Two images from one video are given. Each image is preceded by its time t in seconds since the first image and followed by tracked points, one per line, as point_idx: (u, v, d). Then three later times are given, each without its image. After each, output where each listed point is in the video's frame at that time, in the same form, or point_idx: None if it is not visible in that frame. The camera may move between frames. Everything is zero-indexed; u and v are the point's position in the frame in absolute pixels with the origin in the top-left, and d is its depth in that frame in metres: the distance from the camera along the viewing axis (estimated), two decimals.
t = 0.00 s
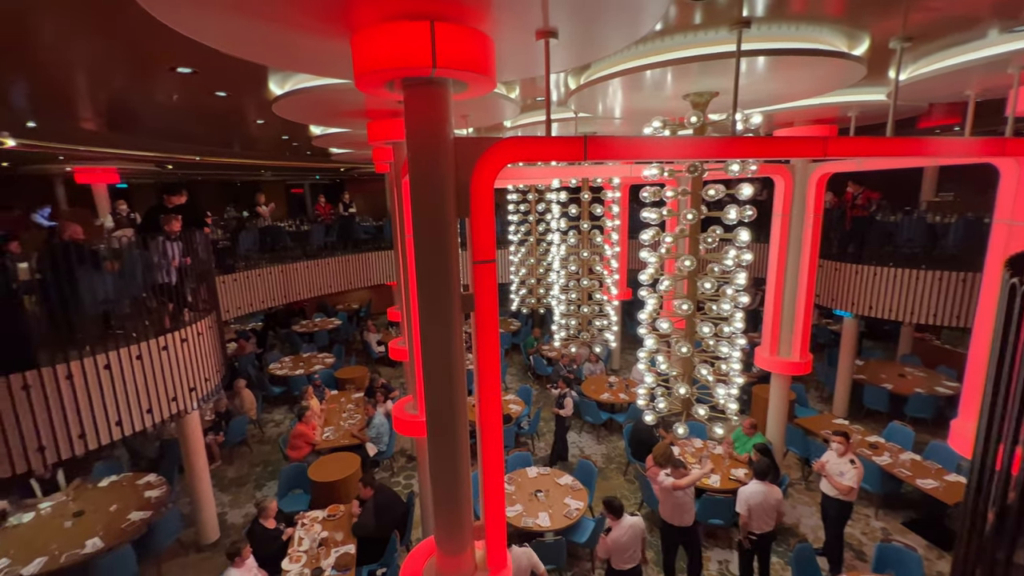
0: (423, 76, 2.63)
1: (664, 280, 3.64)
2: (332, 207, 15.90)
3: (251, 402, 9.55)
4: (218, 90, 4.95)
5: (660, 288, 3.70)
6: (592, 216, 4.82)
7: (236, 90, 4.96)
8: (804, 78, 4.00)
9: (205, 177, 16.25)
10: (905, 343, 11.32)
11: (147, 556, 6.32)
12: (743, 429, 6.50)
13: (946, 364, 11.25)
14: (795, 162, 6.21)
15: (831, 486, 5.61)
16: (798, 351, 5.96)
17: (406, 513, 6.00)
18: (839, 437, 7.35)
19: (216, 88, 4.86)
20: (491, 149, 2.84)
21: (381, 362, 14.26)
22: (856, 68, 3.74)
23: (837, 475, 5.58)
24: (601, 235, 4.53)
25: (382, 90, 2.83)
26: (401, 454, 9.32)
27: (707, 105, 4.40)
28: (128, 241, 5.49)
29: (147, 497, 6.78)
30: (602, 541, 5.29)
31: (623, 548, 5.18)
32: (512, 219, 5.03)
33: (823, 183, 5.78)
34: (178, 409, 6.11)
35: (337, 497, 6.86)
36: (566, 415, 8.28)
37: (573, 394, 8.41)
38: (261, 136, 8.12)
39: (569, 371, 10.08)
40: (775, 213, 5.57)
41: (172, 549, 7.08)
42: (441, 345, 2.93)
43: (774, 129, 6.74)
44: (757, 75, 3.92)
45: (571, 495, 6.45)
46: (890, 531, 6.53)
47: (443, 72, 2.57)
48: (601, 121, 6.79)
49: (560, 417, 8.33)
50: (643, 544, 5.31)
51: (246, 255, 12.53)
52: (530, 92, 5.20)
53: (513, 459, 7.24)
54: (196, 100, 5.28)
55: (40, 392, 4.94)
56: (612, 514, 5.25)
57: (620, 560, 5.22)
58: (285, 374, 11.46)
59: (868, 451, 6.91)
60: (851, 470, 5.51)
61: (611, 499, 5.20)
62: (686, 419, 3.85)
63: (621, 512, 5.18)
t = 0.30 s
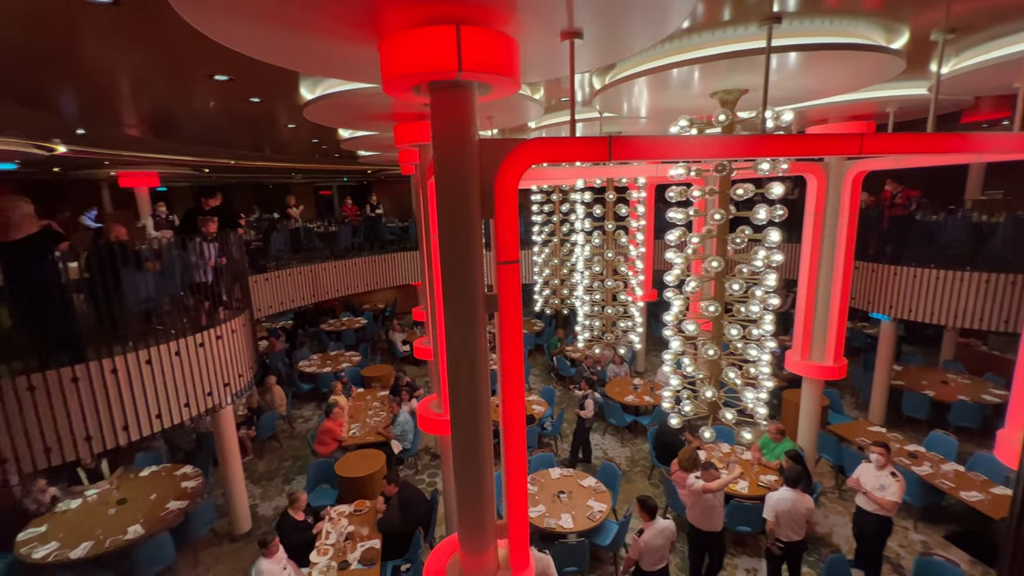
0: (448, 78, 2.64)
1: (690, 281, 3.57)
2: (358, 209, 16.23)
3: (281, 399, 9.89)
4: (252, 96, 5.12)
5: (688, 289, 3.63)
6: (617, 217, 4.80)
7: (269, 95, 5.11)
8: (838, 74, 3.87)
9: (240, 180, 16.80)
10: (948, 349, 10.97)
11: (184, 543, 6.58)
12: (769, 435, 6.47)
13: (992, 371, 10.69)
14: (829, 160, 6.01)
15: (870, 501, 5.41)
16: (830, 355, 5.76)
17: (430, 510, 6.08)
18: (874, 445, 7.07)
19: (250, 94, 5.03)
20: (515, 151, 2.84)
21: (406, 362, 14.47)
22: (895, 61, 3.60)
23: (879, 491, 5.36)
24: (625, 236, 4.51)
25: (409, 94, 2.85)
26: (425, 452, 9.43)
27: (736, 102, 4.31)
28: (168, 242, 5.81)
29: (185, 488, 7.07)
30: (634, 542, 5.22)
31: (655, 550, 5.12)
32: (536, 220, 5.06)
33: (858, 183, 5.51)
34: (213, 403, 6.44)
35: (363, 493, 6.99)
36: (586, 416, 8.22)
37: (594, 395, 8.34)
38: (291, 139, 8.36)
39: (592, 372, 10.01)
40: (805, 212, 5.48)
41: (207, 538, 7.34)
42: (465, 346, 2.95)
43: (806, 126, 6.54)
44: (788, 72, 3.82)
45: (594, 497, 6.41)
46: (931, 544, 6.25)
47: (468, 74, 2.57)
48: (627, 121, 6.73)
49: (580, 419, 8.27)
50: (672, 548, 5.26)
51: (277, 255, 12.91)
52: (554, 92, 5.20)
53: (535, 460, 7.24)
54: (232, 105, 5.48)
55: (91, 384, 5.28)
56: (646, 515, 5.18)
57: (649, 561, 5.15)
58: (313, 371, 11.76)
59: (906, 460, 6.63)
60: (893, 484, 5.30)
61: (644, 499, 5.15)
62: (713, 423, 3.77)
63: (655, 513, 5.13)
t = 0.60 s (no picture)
0: (477, 81, 2.62)
1: (722, 282, 3.47)
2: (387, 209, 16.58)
3: (314, 393, 10.23)
4: (289, 101, 5.29)
5: (719, 290, 3.50)
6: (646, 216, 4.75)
7: (305, 99, 5.27)
8: (881, 66, 3.70)
9: (277, 180, 17.34)
10: (1000, 354, 10.55)
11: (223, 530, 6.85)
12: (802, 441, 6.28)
13: None
14: (871, 156, 5.77)
15: (915, 514, 5.18)
16: (870, 360, 5.47)
17: (456, 506, 6.17)
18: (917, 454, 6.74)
19: (287, 99, 5.19)
20: (543, 151, 2.81)
21: (433, 359, 14.69)
22: (943, 52, 3.42)
23: (925, 504, 5.11)
24: (655, 235, 4.45)
25: (439, 96, 2.83)
26: (452, 448, 9.55)
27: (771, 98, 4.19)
28: (210, 241, 6.07)
29: (224, 477, 7.39)
30: (665, 545, 5.13)
31: (687, 553, 5.05)
32: (563, 219, 5.05)
33: (903, 177, 5.30)
34: (251, 396, 6.73)
35: (390, 487, 7.12)
36: (611, 417, 8.15)
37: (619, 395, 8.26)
38: (324, 141, 8.58)
39: (619, 373, 9.93)
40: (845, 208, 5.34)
41: (245, 525, 7.63)
42: (492, 345, 2.93)
43: (846, 121, 6.29)
44: (826, 65, 3.69)
45: (621, 499, 6.36)
46: (979, 560, 5.94)
47: (498, 76, 2.56)
48: (656, 119, 6.63)
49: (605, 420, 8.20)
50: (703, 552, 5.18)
51: (311, 254, 13.30)
52: (583, 91, 5.18)
53: (561, 460, 7.23)
54: (269, 110, 5.68)
55: (138, 375, 5.71)
56: (679, 516, 5.13)
57: (682, 564, 5.08)
58: (344, 367, 12.08)
59: (952, 471, 6.31)
60: (941, 499, 5.04)
61: (680, 499, 5.09)
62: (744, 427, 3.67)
63: (688, 516, 5.07)
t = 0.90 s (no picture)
0: (508, 79, 2.60)
1: (756, 282, 3.35)
2: (418, 207, 16.88)
3: (346, 386, 10.51)
4: (325, 102, 5.43)
5: (754, 290, 3.38)
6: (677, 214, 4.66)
7: (340, 101, 5.39)
8: (930, 56, 3.51)
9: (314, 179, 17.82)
10: None
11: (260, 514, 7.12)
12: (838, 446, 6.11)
13: None
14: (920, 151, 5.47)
15: (959, 525, 4.94)
16: (916, 364, 5.33)
17: (483, 502, 6.24)
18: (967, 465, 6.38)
19: (323, 100, 5.33)
20: (572, 148, 2.76)
21: (461, 356, 14.86)
22: (1000, 41, 3.22)
23: (972, 516, 4.85)
24: (685, 233, 4.43)
25: (470, 96, 2.81)
26: (479, 445, 9.64)
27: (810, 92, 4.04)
28: (250, 238, 6.32)
29: (261, 464, 7.67)
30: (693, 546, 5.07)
31: (715, 558, 4.95)
32: (592, 217, 5.02)
33: (954, 173, 5.01)
34: (286, 388, 6.97)
35: (419, 481, 7.24)
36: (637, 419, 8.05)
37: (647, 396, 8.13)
38: (356, 141, 8.75)
39: (647, 373, 9.79)
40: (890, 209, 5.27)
41: (280, 512, 7.90)
42: (519, 345, 2.88)
43: (891, 114, 6.00)
44: (870, 57, 3.53)
45: (648, 500, 6.28)
46: None
47: (528, 74, 2.53)
48: (689, 115, 6.49)
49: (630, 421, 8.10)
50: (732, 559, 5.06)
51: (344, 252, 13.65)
52: (613, 88, 5.12)
53: (587, 459, 7.20)
54: (306, 112, 5.86)
55: (184, 366, 6.04)
56: (710, 519, 5.02)
57: (711, 568, 4.98)
58: (375, 362, 12.35)
59: (1005, 483, 5.97)
60: (991, 512, 4.77)
61: (714, 501, 4.95)
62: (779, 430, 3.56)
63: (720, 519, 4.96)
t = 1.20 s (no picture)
0: (542, 77, 2.59)
1: (794, 282, 3.18)
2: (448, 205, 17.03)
3: (376, 380, 10.75)
4: (360, 103, 5.55)
5: (790, 291, 3.21)
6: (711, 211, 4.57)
7: (374, 101, 5.50)
8: (985, 45, 3.34)
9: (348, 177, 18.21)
10: None
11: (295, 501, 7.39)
12: (880, 455, 5.89)
13: None
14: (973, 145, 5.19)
15: (1007, 536, 4.73)
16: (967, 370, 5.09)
17: (509, 499, 6.28)
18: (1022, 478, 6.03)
19: (358, 101, 5.45)
20: (603, 147, 2.66)
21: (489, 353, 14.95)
22: None
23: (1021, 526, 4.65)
24: (719, 232, 4.30)
25: (502, 95, 2.82)
26: (506, 441, 9.68)
27: (853, 85, 3.92)
28: (286, 236, 6.74)
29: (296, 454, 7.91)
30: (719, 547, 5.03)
31: (743, 564, 4.86)
32: (622, 215, 4.95)
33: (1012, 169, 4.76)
34: (320, 380, 7.16)
35: (447, 475, 7.34)
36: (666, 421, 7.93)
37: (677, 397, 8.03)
38: (389, 141, 8.89)
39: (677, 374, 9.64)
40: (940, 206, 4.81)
41: (313, 501, 8.13)
42: (548, 339, 2.86)
43: (941, 107, 5.73)
44: (920, 47, 3.38)
45: (677, 503, 6.19)
46: None
47: (562, 73, 2.53)
48: (724, 111, 6.34)
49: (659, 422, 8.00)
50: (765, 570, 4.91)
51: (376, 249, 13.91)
52: (646, 84, 5.06)
53: (615, 459, 7.16)
54: (341, 112, 6.01)
55: (225, 357, 6.22)
56: (741, 524, 4.93)
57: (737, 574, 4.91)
58: (405, 357, 12.56)
59: None
60: None
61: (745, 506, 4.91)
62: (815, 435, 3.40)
63: (752, 525, 4.87)
